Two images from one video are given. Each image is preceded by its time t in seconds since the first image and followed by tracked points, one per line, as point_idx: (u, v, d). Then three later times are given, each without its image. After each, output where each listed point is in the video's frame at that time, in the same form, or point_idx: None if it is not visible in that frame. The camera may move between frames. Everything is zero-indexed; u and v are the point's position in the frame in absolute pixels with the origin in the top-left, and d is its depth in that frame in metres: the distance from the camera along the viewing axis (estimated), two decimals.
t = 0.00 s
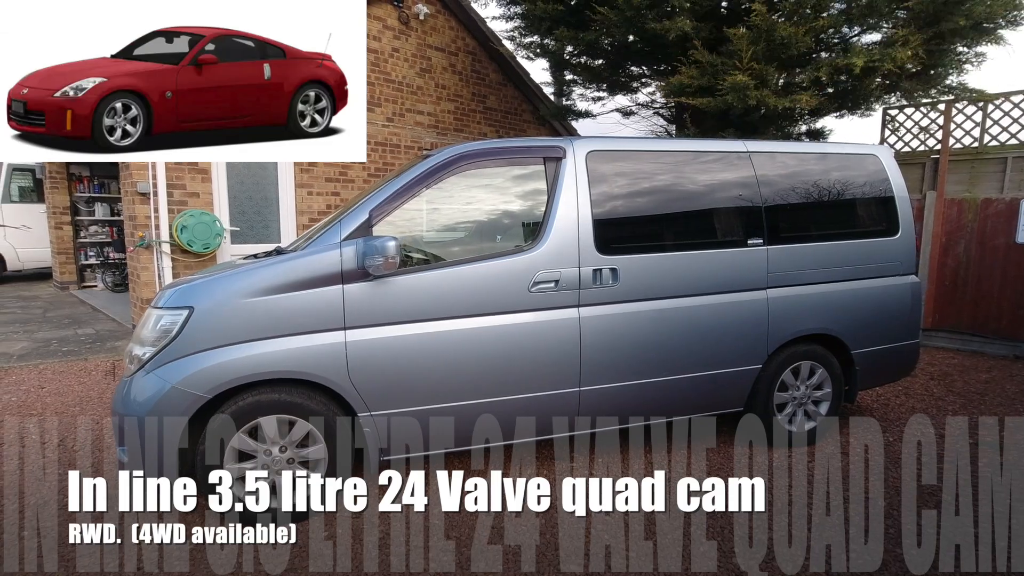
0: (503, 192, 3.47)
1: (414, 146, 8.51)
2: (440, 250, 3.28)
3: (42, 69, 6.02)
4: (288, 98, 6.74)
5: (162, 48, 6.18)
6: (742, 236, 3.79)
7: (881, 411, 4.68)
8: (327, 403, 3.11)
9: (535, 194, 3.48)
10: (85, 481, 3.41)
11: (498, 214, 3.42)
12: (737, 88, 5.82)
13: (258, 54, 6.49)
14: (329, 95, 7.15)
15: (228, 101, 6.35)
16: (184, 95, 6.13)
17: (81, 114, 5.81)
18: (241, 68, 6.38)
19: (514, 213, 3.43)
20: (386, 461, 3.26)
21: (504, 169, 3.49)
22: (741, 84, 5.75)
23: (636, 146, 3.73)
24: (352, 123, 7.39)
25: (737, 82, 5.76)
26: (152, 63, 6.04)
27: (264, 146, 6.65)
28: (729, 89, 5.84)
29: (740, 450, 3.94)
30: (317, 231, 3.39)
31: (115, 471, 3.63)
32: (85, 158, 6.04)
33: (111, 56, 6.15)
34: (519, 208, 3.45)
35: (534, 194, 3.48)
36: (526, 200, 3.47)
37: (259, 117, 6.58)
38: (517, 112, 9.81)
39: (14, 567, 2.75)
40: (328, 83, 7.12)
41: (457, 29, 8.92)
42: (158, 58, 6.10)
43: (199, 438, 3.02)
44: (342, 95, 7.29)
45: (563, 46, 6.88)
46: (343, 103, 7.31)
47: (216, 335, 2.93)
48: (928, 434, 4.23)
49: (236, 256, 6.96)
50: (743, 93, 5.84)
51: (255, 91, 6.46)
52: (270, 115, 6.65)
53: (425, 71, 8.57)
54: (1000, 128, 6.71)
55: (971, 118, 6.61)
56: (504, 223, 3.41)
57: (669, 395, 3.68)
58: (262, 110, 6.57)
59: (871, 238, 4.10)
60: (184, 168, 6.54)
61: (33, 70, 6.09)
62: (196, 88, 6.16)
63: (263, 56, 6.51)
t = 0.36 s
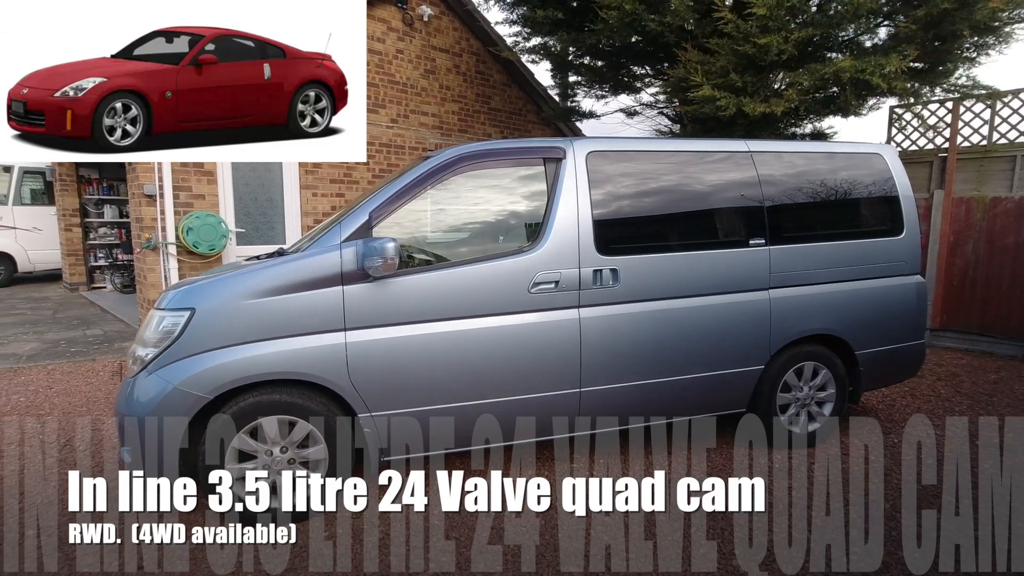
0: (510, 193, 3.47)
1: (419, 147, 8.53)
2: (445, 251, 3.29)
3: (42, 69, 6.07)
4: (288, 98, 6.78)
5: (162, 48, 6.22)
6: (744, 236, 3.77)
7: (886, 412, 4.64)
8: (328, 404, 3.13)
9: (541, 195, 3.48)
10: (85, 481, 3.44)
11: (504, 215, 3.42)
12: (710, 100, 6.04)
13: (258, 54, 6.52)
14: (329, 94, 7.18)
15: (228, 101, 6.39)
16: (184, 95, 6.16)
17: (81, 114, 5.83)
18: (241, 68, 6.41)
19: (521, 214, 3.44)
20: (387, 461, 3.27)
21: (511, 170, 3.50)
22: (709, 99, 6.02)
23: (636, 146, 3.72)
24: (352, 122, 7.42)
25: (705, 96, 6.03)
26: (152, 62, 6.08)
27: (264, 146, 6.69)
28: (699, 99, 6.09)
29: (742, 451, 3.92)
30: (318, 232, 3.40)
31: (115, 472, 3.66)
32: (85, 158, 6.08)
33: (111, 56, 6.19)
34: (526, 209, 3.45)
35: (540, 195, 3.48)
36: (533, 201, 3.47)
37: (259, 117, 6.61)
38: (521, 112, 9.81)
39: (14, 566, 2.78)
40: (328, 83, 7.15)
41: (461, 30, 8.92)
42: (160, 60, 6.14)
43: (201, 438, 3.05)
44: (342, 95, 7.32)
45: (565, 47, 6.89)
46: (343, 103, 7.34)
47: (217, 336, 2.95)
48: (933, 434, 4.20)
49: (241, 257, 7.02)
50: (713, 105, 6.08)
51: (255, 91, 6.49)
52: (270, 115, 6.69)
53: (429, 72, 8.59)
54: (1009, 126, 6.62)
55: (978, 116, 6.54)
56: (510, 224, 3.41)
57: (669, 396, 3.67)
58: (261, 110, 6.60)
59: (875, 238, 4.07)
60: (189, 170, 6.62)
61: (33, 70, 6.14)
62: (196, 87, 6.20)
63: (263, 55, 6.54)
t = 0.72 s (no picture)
0: (515, 192, 3.48)
1: (422, 147, 8.55)
2: (448, 250, 3.30)
3: (41, 69, 6.12)
4: (288, 97, 6.80)
5: (162, 48, 6.26)
6: (744, 235, 3.76)
7: (889, 412, 4.61)
8: (327, 403, 3.14)
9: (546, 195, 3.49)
10: (85, 481, 3.46)
11: (510, 214, 3.43)
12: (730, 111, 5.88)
13: (258, 54, 6.56)
14: (329, 94, 7.20)
15: (228, 101, 6.42)
16: (184, 95, 6.20)
17: (81, 114, 5.88)
18: (241, 68, 6.45)
19: (526, 214, 3.44)
20: (386, 460, 3.28)
21: (515, 169, 3.51)
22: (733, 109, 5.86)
23: (635, 145, 3.71)
24: (351, 122, 7.45)
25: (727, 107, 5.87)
26: (152, 62, 6.12)
27: (264, 146, 6.72)
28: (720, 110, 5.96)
29: (742, 451, 3.91)
30: (317, 232, 3.42)
31: (116, 471, 3.68)
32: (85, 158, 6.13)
33: (111, 57, 6.24)
34: (531, 208, 3.46)
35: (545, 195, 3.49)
36: (537, 201, 3.47)
37: (259, 117, 6.64)
38: (524, 112, 9.80)
39: (14, 566, 2.80)
40: (328, 83, 7.18)
41: (463, 30, 8.93)
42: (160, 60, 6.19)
43: (202, 437, 3.07)
44: (342, 95, 7.34)
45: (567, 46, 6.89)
46: (343, 103, 7.36)
47: (217, 335, 2.97)
48: (936, 435, 4.18)
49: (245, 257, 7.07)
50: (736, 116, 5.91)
51: (255, 91, 6.53)
52: (270, 115, 6.72)
53: (432, 71, 8.61)
54: (1015, 124, 6.56)
55: (984, 115, 6.48)
56: (515, 224, 3.42)
57: (667, 396, 3.66)
58: (262, 109, 6.63)
59: (877, 237, 4.04)
60: (193, 170, 6.69)
61: (33, 71, 6.19)
62: (196, 87, 6.24)
63: (263, 55, 6.57)
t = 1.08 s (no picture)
0: (517, 191, 3.48)
1: (424, 146, 8.55)
2: (449, 249, 3.31)
3: (41, 69, 6.14)
4: (288, 98, 6.80)
5: (162, 48, 6.28)
6: (745, 234, 3.76)
7: (889, 412, 4.60)
8: (327, 401, 3.15)
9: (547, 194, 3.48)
10: (85, 481, 3.46)
11: (512, 213, 3.43)
12: (764, 88, 5.69)
13: (258, 54, 6.57)
14: (330, 94, 7.20)
15: (228, 101, 6.43)
16: (184, 95, 6.21)
17: (81, 114, 5.89)
18: (241, 68, 6.46)
19: (527, 213, 3.44)
20: (385, 458, 3.29)
21: (517, 168, 3.51)
22: (772, 86, 5.63)
23: (635, 144, 3.70)
24: (352, 123, 7.42)
25: (766, 83, 5.63)
26: (152, 63, 6.13)
27: (264, 146, 6.73)
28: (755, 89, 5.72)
29: (742, 451, 3.91)
30: (317, 230, 3.43)
31: (115, 471, 3.69)
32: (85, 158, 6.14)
33: (111, 56, 6.25)
34: (531, 207, 3.46)
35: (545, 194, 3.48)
36: (538, 199, 3.48)
37: (259, 117, 6.65)
38: (525, 111, 9.80)
39: (14, 566, 2.81)
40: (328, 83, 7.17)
41: (465, 29, 8.93)
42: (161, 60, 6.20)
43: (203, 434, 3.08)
44: (342, 95, 7.32)
45: (570, 44, 6.88)
46: (343, 103, 7.35)
47: (217, 332, 2.98)
48: (938, 435, 4.17)
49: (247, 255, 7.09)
50: (770, 94, 5.71)
51: (255, 91, 6.54)
52: (270, 115, 6.72)
53: (433, 70, 8.61)
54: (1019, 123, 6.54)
55: (987, 113, 6.47)
56: (516, 223, 3.42)
57: (667, 395, 3.66)
58: (262, 110, 6.64)
59: (878, 237, 4.03)
60: (195, 169, 6.72)
61: (33, 71, 6.21)
62: (196, 87, 6.25)
63: (263, 55, 6.58)
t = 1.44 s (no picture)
0: (520, 190, 3.48)
1: (427, 145, 8.55)
2: (453, 248, 3.32)
3: (42, 69, 6.16)
4: (288, 98, 6.82)
5: (162, 48, 6.30)
6: (749, 233, 3.75)
7: (894, 412, 4.59)
8: (333, 400, 3.17)
9: (550, 193, 3.49)
10: (85, 481, 3.47)
11: (515, 212, 3.43)
12: (755, 71, 5.76)
13: (258, 54, 6.58)
14: (329, 95, 7.19)
15: (228, 101, 6.45)
16: (184, 95, 6.23)
17: (81, 114, 5.90)
18: (241, 69, 6.47)
19: (530, 212, 3.45)
20: (390, 457, 3.30)
21: (521, 168, 3.51)
22: (762, 67, 5.70)
23: (640, 144, 3.70)
24: (352, 123, 7.42)
25: (756, 63, 5.71)
26: (152, 63, 6.15)
27: (264, 146, 6.75)
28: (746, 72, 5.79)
29: (746, 451, 3.91)
30: (322, 229, 3.44)
31: (116, 472, 3.69)
32: (85, 158, 6.15)
33: (112, 57, 6.27)
34: (534, 207, 3.46)
35: (549, 193, 3.49)
36: (541, 199, 3.48)
37: (259, 117, 6.66)
38: (529, 110, 9.80)
39: (14, 566, 2.83)
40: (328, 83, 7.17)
41: (469, 28, 8.93)
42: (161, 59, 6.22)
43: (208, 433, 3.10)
44: (342, 95, 7.31)
45: (575, 43, 6.88)
46: (343, 103, 7.34)
47: (223, 331, 2.99)
48: (944, 436, 4.15)
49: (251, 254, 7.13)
50: (762, 78, 5.77)
51: (255, 91, 6.55)
52: (270, 115, 6.74)
53: (438, 69, 8.61)
54: None
55: (993, 113, 6.43)
56: (519, 222, 3.42)
57: (668, 396, 3.65)
58: (261, 110, 6.65)
59: (883, 237, 4.02)
60: (201, 168, 6.77)
61: (33, 71, 6.23)
62: (196, 87, 6.26)
63: (263, 56, 6.60)
